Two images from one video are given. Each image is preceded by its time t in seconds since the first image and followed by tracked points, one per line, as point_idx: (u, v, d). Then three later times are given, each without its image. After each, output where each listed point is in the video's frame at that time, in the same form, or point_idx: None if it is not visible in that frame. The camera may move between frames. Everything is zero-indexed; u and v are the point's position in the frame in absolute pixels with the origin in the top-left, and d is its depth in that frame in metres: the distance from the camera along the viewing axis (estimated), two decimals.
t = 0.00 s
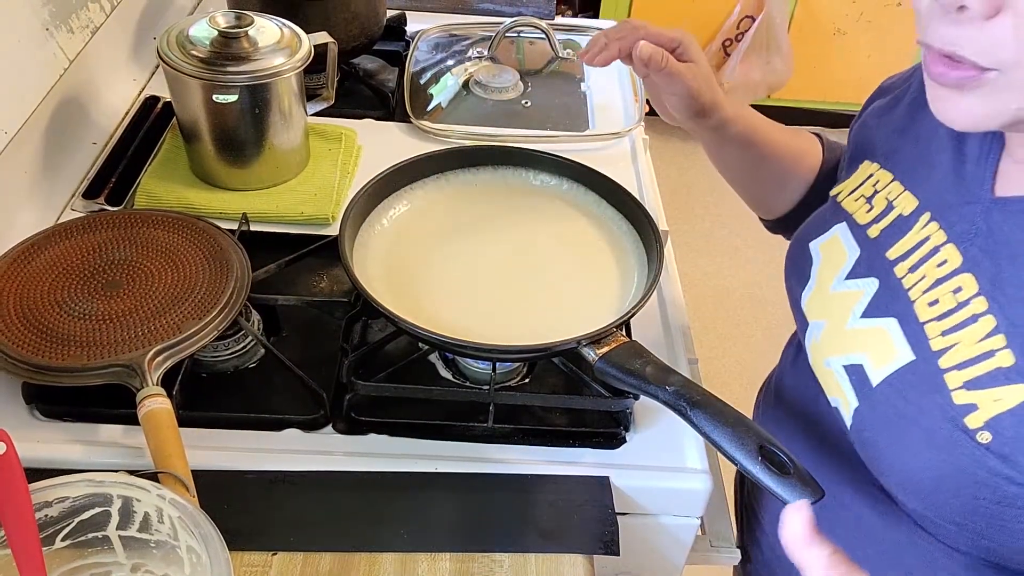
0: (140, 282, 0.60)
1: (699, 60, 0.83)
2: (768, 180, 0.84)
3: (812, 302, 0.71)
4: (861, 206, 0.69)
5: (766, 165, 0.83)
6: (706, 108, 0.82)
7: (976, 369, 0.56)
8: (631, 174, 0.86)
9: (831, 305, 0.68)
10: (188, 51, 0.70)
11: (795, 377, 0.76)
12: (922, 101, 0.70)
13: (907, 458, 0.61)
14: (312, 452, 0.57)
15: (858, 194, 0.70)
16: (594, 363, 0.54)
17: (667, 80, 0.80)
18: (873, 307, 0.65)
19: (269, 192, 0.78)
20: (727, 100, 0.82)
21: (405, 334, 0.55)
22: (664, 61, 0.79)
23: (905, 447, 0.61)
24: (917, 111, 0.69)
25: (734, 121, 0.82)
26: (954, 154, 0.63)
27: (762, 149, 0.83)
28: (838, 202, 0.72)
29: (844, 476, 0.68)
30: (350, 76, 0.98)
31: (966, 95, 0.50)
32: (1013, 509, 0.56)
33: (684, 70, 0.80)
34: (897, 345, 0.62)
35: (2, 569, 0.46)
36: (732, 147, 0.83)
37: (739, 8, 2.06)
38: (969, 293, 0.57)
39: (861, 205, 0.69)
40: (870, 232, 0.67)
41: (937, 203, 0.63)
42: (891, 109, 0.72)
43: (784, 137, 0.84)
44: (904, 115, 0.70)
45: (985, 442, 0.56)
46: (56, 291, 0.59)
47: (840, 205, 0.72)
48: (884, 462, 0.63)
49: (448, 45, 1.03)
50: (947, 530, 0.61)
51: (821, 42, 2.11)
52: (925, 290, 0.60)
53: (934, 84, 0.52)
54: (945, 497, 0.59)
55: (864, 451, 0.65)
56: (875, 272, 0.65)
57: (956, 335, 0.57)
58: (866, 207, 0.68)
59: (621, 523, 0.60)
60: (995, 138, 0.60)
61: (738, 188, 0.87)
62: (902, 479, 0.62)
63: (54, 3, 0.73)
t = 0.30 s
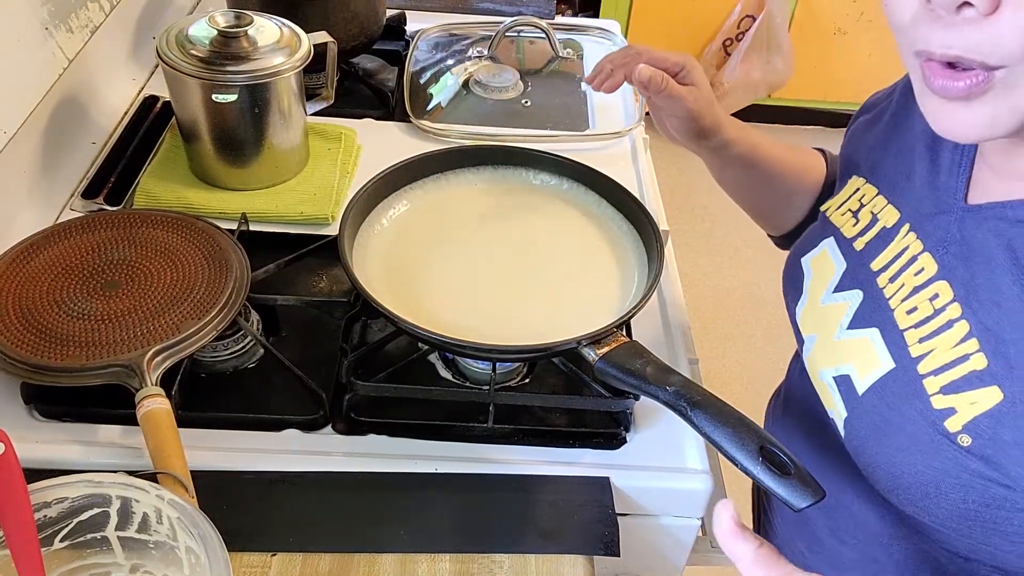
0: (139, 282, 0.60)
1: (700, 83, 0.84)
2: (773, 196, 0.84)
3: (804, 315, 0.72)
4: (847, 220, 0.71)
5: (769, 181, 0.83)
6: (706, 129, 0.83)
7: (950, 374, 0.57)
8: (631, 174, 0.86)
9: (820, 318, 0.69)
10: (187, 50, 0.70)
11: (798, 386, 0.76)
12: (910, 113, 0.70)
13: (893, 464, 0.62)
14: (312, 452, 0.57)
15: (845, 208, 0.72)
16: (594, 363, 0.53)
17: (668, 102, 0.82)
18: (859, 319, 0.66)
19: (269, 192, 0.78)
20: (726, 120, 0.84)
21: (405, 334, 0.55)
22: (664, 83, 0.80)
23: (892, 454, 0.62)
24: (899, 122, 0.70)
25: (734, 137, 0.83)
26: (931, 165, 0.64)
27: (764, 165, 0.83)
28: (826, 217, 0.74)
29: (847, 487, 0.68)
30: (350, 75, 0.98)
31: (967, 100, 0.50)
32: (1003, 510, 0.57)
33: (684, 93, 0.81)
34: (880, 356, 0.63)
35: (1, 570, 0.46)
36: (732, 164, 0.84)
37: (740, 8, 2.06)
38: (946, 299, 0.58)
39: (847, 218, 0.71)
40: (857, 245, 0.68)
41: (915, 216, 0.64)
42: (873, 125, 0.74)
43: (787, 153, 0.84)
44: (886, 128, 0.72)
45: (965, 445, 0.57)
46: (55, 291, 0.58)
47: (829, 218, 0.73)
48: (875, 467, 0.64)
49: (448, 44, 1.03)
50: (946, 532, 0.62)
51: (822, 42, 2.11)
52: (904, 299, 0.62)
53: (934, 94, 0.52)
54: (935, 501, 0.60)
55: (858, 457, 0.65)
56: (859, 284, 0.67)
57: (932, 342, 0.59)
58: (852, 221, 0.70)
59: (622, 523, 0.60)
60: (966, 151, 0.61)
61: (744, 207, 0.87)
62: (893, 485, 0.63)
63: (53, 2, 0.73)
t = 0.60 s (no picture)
0: (138, 281, 0.59)
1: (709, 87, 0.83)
2: (780, 202, 0.84)
3: (808, 316, 0.71)
4: (849, 222, 0.70)
5: (775, 188, 0.83)
6: (713, 133, 0.82)
7: (947, 369, 0.57)
8: (631, 173, 0.86)
9: (823, 318, 0.69)
10: (186, 50, 0.70)
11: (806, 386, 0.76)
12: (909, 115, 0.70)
13: (891, 461, 0.62)
14: (312, 452, 0.56)
15: (848, 210, 0.71)
16: (594, 363, 0.53)
17: (676, 107, 0.81)
18: (859, 318, 0.65)
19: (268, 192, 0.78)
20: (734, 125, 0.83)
21: (405, 333, 0.55)
22: (672, 89, 0.79)
23: (890, 450, 0.62)
24: (900, 124, 0.70)
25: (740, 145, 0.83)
26: (928, 167, 0.64)
27: (770, 172, 0.83)
28: (830, 220, 0.74)
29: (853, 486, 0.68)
30: (349, 75, 0.98)
31: (969, 106, 0.50)
32: (1000, 504, 0.57)
33: (693, 98, 0.80)
34: (878, 353, 0.63)
35: None
36: (738, 171, 0.84)
37: (740, 7, 2.05)
38: (942, 297, 0.58)
39: (849, 220, 0.70)
40: (858, 246, 0.68)
41: (913, 216, 0.64)
42: (875, 128, 0.74)
43: (795, 159, 0.83)
44: (888, 131, 0.71)
45: (961, 439, 0.57)
46: (54, 291, 0.58)
47: (832, 221, 0.73)
48: (875, 467, 0.64)
49: (448, 44, 1.03)
50: (947, 528, 0.62)
51: (823, 41, 2.11)
52: (902, 296, 0.62)
53: (935, 101, 0.51)
54: (931, 497, 0.60)
55: (861, 458, 0.65)
56: (861, 284, 0.66)
57: (929, 338, 0.58)
58: (854, 222, 0.70)
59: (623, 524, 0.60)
60: (963, 151, 0.61)
61: (753, 211, 0.87)
62: (891, 481, 0.63)
63: (53, 2, 0.73)
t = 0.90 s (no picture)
0: (139, 282, 0.60)
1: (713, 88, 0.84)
2: (783, 203, 0.84)
3: (812, 316, 0.71)
4: (854, 223, 0.71)
5: (777, 189, 0.83)
6: (718, 135, 0.83)
7: (950, 368, 0.57)
8: (631, 174, 0.86)
9: (826, 318, 0.69)
10: (187, 50, 0.70)
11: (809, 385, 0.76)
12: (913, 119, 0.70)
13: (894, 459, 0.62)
14: (312, 452, 0.57)
15: (852, 212, 0.72)
16: (594, 363, 0.53)
17: (682, 109, 0.81)
18: (862, 317, 0.66)
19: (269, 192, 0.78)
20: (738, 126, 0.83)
21: (405, 333, 0.55)
22: (678, 90, 0.80)
23: (893, 448, 0.62)
24: (905, 126, 0.70)
25: (745, 146, 0.83)
26: (933, 168, 0.64)
27: (772, 174, 0.83)
28: (834, 221, 0.74)
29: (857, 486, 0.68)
30: (349, 75, 0.98)
31: (973, 107, 0.49)
32: (1002, 503, 0.57)
33: (698, 99, 0.81)
34: (882, 353, 0.63)
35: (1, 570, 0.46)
36: (740, 172, 0.85)
37: (740, 7, 2.06)
38: (946, 296, 0.58)
39: (853, 221, 0.71)
40: (862, 248, 0.68)
41: (918, 216, 0.64)
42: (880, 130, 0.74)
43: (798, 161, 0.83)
44: (892, 133, 0.72)
45: (964, 438, 0.57)
46: (54, 291, 0.58)
47: (836, 223, 0.73)
48: (878, 466, 0.64)
49: (448, 44, 1.03)
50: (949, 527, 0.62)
51: (823, 41, 2.11)
52: (906, 296, 0.62)
53: (937, 102, 0.51)
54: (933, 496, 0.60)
55: (863, 458, 0.66)
56: (864, 284, 0.67)
57: (933, 337, 0.59)
58: (859, 223, 0.70)
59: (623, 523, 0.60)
60: (968, 152, 0.62)
61: (758, 213, 0.87)
62: (893, 479, 0.63)
63: (53, 2, 0.73)
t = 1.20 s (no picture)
0: (139, 281, 0.60)
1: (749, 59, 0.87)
2: (799, 187, 0.84)
3: (829, 298, 0.72)
4: (880, 208, 0.70)
5: (796, 171, 0.83)
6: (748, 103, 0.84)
7: (977, 359, 0.57)
8: (631, 174, 0.86)
9: (846, 301, 0.70)
10: (186, 50, 0.70)
11: (813, 378, 0.76)
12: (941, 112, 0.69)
13: (908, 447, 0.62)
14: (312, 452, 0.57)
15: (879, 196, 0.71)
16: (594, 363, 0.53)
17: (715, 74, 0.85)
18: (885, 301, 0.66)
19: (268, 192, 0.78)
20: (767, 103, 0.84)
21: (405, 333, 0.55)
22: (713, 54, 0.84)
23: (907, 436, 0.62)
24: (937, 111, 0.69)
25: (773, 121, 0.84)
26: (968, 158, 0.63)
27: (795, 155, 0.83)
28: (859, 205, 0.73)
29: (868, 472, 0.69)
30: (349, 75, 0.98)
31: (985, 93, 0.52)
32: (1012, 502, 0.57)
33: (732, 66, 0.85)
34: (904, 339, 0.63)
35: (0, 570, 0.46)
36: (763, 150, 0.84)
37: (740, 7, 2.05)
38: (977, 287, 0.58)
39: (880, 207, 0.70)
40: (887, 233, 0.68)
41: (949, 205, 0.63)
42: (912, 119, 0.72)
43: (823, 146, 0.83)
44: (922, 122, 0.70)
45: (983, 430, 0.57)
46: (54, 291, 0.58)
47: (861, 207, 0.73)
48: (890, 454, 0.64)
49: (448, 44, 1.03)
50: (951, 523, 0.62)
51: (824, 41, 2.11)
52: (933, 285, 0.62)
53: (956, 87, 0.54)
54: (941, 488, 0.61)
55: (871, 446, 0.66)
56: (889, 270, 0.67)
57: (960, 327, 0.59)
58: (885, 209, 0.69)
59: (623, 523, 0.60)
60: (1008, 141, 0.61)
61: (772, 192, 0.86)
62: (901, 468, 0.63)
63: (53, 2, 0.73)
